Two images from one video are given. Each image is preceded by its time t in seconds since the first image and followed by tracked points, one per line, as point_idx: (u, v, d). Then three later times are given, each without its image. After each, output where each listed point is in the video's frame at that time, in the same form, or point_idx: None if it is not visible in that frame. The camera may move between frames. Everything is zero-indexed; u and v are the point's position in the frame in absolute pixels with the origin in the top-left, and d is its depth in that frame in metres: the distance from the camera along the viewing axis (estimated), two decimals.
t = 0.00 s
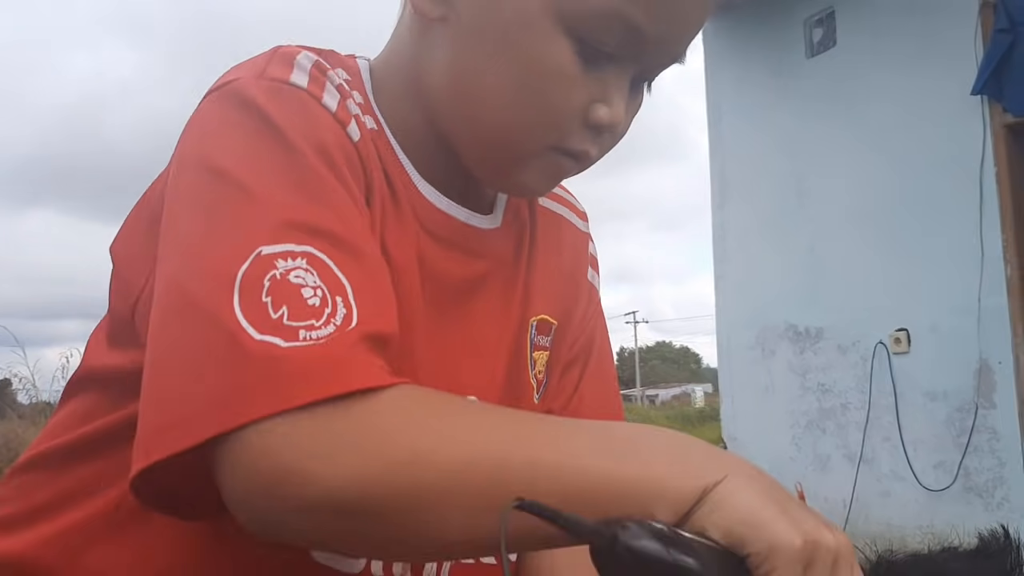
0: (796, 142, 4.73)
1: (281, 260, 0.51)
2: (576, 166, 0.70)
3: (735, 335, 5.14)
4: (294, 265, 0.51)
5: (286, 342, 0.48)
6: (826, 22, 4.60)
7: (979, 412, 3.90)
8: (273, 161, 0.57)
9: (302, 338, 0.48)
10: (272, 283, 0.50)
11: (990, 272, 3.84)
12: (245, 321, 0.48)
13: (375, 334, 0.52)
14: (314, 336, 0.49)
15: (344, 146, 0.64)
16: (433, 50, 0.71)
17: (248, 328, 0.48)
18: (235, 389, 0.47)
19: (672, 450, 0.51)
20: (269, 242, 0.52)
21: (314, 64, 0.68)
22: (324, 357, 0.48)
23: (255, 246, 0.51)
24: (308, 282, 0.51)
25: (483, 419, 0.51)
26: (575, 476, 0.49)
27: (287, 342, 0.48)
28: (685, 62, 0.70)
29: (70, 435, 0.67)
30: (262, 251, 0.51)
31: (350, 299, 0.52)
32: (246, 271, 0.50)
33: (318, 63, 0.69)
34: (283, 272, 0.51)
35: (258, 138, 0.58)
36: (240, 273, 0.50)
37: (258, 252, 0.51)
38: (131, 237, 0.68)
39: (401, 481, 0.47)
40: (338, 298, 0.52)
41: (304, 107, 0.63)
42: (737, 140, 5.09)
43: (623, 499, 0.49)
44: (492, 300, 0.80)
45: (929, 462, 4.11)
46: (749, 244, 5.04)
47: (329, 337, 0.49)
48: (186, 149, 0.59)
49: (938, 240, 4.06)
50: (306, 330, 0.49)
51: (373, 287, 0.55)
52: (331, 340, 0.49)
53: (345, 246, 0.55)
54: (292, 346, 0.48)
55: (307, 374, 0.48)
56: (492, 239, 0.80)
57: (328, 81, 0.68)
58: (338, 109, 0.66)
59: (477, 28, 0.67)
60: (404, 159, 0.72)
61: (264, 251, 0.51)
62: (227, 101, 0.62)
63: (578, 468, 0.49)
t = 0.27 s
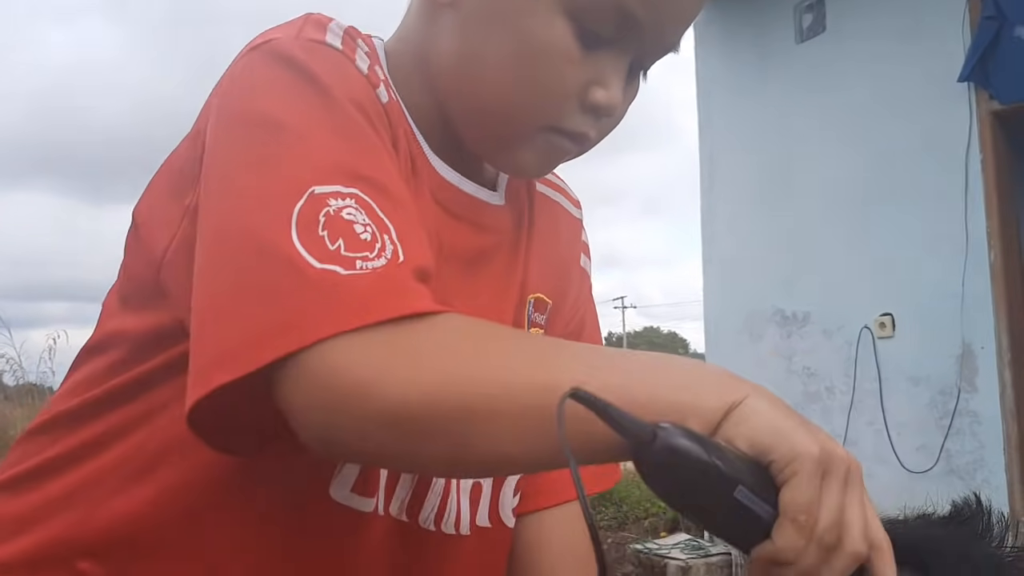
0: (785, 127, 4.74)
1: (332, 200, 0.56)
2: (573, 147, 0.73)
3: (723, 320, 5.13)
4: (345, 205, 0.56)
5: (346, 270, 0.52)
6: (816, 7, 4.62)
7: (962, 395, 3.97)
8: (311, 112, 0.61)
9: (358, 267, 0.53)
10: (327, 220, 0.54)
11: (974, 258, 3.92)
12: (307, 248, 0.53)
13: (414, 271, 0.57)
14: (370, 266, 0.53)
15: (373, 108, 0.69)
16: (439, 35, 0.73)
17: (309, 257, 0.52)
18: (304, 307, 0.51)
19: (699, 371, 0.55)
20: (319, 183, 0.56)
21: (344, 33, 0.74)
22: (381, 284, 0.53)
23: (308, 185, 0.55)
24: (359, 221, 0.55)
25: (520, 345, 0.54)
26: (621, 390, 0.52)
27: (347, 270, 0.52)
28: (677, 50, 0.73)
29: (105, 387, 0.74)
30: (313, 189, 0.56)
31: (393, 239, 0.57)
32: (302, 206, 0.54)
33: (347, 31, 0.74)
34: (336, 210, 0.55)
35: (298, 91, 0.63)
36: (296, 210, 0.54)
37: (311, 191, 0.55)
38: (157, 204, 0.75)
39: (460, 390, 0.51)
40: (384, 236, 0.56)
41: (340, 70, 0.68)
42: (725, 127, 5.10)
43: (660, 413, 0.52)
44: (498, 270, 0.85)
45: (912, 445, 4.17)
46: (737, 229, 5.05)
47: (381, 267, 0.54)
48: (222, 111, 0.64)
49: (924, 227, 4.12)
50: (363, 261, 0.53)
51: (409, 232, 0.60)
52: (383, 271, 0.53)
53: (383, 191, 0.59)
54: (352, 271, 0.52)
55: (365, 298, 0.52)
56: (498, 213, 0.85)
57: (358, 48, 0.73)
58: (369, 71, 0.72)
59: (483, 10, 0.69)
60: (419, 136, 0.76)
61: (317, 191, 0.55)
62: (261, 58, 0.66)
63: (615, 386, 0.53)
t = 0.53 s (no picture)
0: (788, 103, 4.74)
1: (343, 187, 0.60)
2: (583, 117, 0.75)
3: (723, 296, 5.20)
4: (355, 192, 0.60)
5: (357, 256, 0.57)
6: None
7: (960, 369, 4.01)
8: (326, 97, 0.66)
9: (370, 254, 0.57)
10: (339, 207, 0.59)
11: (974, 233, 3.93)
12: (321, 237, 0.58)
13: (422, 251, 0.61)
14: (382, 252, 0.58)
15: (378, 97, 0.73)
16: (448, 15, 0.76)
17: (324, 248, 0.57)
18: (314, 303, 0.56)
19: (715, 323, 0.60)
20: (330, 170, 0.60)
21: (350, 19, 0.78)
22: (391, 268, 0.57)
23: (319, 174, 0.60)
24: (369, 207, 0.60)
25: (551, 315, 0.59)
26: (636, 353, 0.57)
27: (358, 257, 0.57)
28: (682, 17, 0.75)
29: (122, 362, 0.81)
30: (325, 178, 0.60)
31: (403, 223, 0.61)
32: (313, 195, 0.59)
33: (354, 17, 0.79)
34: (347, 197, 0.60)
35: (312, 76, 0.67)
36: (308, 200, 0.59)
37: (322, 179, 0.60)
38: (171, 185, 0.79)
39: (491, 358, 0.56)
40: (393, 220, 0.60)
41: (345, 56, 0.72)
42: (727, 105, 5.09)
43: (673, 373, 0.57)
44: (504, 246, 0.88)
45: (911, 419, 4.21)
46: (739, 205, 5.06)
47: (392, 252, 0.58)
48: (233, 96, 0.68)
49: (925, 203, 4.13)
50: (372, 247, 0.58)
51: (415, 215, 0.64)
52: (395, 253, 0.58)
53: (389, 178, 0.64)
54: (362, 259, 0.57)
55: (378, 282, 0.56)
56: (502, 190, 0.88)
57: (364, 33, 0.78)
58: (376, 57, 0.76)
59: None
60: (424, 120, 0.79)
61: (327, 179, 0.60)
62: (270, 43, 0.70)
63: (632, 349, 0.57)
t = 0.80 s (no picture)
0: (791, 71, 4.72)
1: (337, 123, 0.61)
2: (578, 83, 0.76)
3: (721, 267, 5.20)
4: (349, 126, 0.62)
5: (359, 176, 0.57)
6: None
7: (958, 337, 4.04)
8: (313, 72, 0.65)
9: (368, 174, 0.57)
10: (334, 137, 0.60)
11: (975, 203, 3.95)
12: (317, 163, 0.58)
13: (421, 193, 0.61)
14: (383, 173, 0.58)
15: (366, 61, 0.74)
16: None
17: (320, 172, 0.57)
18: (313, 230, 0.55)
19: (699, 380, 0.55)
20: (321, 111, 0.62)
21: None
22: (388, 190, 0.57)
23: (310, 112, 0.61)
24: (364, 138, 0.61)
25: (527, 324, 0.53)
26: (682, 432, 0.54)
27: (360, 177, 0.57)
28: None
29: (117, 328, 0.79)
30: (318, 116, 0.61)
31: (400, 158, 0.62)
32: (306, 130, 0.60)
33: None
34: (341, 129, 0.61)
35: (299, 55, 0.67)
36: (302, 133, 0.60)
37: (314, 117, 0.61)
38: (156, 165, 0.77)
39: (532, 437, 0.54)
40: (390, 153, 0.61)
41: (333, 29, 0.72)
42: (727, 78, 5.05)
43: (677, 446, 0.54)
44: (494, 218, 0.91)
45: (909, 386, 4.27)
46: (741, 176, 5.01)
47: (395, 175, 0.58)
48: (214, 79, 0.68)
49: (926, 171, 4.15)
50: (374, 168, 0.58)
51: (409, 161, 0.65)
52: (398, 177, 0.58)
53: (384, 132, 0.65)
54: (360, 178, 0.57)
55: (374, 200, 0.56)
56: (491, 162, 0.91)
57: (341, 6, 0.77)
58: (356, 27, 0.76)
59: None
60: (413, 91, 0.80)
61: (320, 116, 0.61)
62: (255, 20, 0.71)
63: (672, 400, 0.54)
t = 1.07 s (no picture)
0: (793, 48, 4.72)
1: (369, 110, 0.65)
2: (564, 75, 0.80)
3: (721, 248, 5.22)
4: (380, 113, 0.66)
5: (399, 154, 0.61)
6: None
7: (954, 315, 4.08)
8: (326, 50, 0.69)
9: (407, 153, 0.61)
10: (370, 122, 0.63)
11: (972, 183, 3.98)
12: (359, 143, 0.61)
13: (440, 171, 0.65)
14: (420, 151, 0.62)
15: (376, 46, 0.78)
16: None
17: (360, 149, 0.60)
18: (358, 200, 0.58)
19: (694, 325, 0.56)
20: (353, 99, 0.65)
21: None
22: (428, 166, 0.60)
23: (344, 101, 0.65)
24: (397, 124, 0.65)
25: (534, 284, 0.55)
26: (728, 390, 0.56)
27: (400, 155, 0.61)
28: None
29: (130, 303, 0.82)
30: (348, 103, 0.65)
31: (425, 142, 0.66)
32: (340, 115, 0.63)
33: None
34: (375, 115, 0.65)
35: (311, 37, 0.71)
36: (338, 119, 0.63)
37: (348, 106, 0.64)
38: (166, 154, 0.81)
39: (590, 397, 0.55)
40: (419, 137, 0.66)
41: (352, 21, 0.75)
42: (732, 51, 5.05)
43: (690, 401, 0.56)
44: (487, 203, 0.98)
45: (905, 364, 4.32)
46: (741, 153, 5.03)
47: (432, 155, 0.63)
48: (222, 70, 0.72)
49: (924, 151, 4.18)
50: (412, 147, 0.62)
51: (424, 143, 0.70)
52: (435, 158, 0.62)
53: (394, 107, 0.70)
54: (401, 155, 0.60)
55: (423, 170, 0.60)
56: (482, 151, 0.97)
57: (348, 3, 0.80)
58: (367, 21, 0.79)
59: None
60: (413, 91, 0.85)
61: (353, 105, 0.65)
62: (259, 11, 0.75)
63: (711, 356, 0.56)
